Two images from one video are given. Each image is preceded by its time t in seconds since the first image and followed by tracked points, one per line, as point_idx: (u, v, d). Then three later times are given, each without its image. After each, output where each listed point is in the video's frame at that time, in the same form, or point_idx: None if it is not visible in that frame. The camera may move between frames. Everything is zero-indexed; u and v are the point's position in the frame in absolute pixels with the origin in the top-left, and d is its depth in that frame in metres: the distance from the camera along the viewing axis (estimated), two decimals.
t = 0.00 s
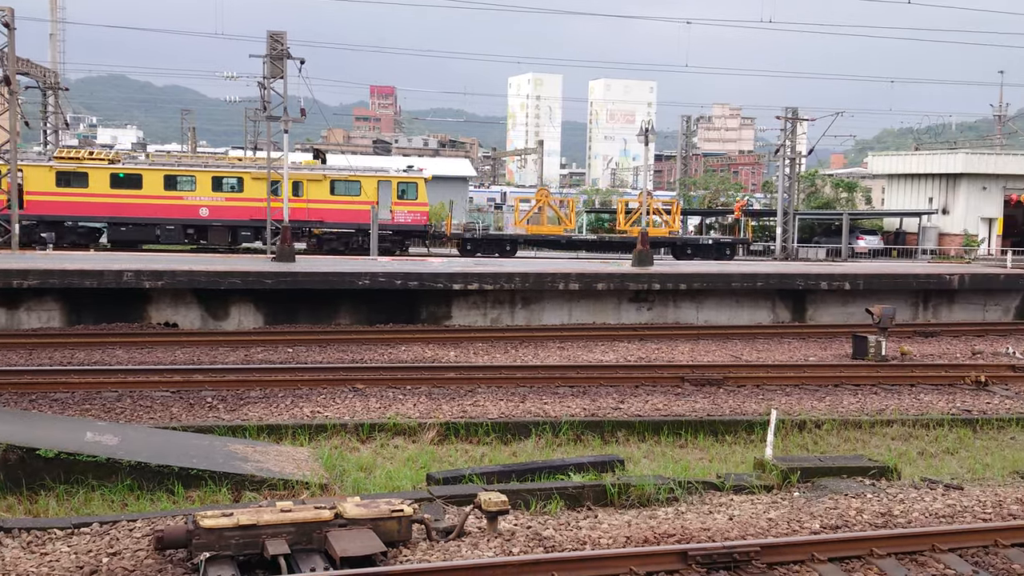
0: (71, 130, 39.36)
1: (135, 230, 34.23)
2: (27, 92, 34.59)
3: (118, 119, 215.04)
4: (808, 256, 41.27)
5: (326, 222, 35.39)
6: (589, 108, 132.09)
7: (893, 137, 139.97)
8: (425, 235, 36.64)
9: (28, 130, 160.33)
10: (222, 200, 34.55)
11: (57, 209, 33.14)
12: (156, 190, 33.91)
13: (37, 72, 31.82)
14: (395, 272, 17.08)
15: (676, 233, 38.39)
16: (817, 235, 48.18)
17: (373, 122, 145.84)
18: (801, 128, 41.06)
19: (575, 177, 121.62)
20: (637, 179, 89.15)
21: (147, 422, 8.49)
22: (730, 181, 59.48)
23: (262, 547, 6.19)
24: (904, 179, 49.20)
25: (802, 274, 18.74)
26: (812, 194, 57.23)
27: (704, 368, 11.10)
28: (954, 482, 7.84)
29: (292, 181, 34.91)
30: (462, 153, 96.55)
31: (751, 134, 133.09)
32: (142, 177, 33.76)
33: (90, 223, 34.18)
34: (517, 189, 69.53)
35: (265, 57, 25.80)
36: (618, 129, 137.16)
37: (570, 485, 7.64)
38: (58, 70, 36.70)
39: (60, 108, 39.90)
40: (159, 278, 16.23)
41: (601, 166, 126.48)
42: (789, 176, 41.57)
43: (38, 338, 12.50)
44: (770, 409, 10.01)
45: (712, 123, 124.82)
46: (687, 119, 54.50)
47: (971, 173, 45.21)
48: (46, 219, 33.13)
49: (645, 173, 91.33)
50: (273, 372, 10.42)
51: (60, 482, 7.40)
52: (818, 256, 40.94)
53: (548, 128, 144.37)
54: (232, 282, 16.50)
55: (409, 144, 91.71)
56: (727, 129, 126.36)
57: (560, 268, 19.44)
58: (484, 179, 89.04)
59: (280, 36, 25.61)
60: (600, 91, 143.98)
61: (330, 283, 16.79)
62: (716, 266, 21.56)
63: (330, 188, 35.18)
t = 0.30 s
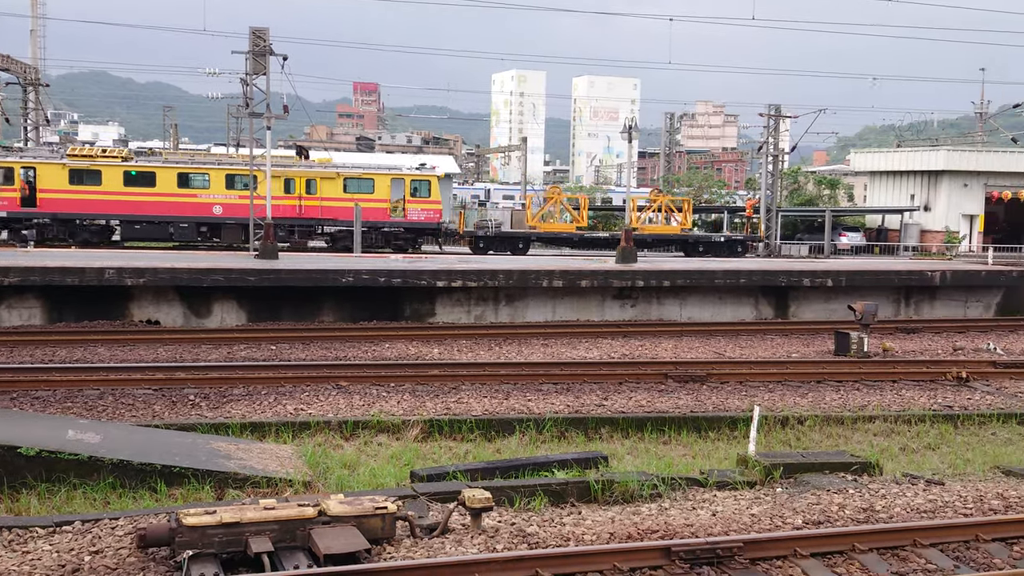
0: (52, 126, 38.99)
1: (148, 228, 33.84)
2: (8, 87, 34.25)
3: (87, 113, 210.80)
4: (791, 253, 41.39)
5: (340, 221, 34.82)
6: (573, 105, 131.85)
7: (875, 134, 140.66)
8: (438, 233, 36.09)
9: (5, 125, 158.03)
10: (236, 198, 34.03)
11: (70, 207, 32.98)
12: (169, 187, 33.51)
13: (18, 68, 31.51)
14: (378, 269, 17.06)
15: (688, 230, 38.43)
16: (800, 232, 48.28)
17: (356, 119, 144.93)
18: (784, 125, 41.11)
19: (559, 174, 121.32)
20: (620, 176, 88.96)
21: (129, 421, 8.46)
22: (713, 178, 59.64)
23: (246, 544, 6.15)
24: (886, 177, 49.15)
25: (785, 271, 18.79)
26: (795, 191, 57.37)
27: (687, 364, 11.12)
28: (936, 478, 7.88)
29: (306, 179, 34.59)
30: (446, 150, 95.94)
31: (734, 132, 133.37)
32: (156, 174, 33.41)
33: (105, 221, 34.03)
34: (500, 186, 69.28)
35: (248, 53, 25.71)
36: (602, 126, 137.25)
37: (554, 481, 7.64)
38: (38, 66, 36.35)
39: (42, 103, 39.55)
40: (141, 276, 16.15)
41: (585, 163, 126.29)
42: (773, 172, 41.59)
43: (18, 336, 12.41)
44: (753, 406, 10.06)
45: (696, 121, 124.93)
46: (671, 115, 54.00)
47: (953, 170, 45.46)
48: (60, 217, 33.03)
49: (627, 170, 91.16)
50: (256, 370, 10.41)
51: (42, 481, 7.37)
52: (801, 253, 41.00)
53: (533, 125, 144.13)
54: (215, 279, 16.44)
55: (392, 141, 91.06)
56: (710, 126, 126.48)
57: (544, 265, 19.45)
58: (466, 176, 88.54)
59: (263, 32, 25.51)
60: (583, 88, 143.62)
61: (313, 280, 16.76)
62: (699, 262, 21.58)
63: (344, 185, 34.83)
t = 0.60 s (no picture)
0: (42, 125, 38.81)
1: (171, 226, 33.45)
2: None
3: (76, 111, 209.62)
4: (782, 250, 41.46)
5: (360, 219, 34.54)
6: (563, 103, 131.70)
7: (865, 131, 140.97)
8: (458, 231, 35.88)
9: None
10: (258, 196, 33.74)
11: (94, 206, 32.72)
12: (192, 185, 33.16)
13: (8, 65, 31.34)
14: (370, 266, 17.06)
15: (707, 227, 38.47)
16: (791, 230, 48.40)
17: (347, 116, 144.28)
18: (775, 123, 41.16)
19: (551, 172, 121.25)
20: (611, 173, 88.84)
21: (120, 418, 8.44)
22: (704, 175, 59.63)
23: (237, 542, 6.14)
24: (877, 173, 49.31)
25: (777, 267, 18.85)
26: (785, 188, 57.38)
27: (679, 361, 11.14)
28: (927, 474, 7.90)
29: (327, 177, 34.05)
30: (436, 148, 95.57)
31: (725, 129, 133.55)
32: (179, 173, 33.04)
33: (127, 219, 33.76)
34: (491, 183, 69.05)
35: (239, 51, 25.65)
36: (593, 124, 137.20)
37: (546, 479, 7.64)
38: (28, 64, 36.17)
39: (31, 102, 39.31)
40: (132, 273, 16.13)
41: (576, 160, 126.19)
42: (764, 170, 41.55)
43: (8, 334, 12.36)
44: (745, 402, 10.08)
45: (687, 118, 125.01)
46: (662, 112, 53.71)
47: (943, 168, 45.55)
48: (84, 215, 32.77)
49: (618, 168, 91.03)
50: (247, 367, 10.41)
51: (32, 479, 7.34)
52: (792, 250, 41.07)
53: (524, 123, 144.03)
54: (206, 276, 16.42)
55: (382, 138, 90.64)
56: (701, 123, 126.59)
57: (535, 262, 19.47)
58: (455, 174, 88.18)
59: (254, 29, 25.45)
60: (573, 86, 143.46)
61: (304, 277, 16.74)
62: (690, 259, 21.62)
63: (365, 183, 34.39)
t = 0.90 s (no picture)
0: (36, 123, 38.66)
1: (198, 226, 33.54)
2: None
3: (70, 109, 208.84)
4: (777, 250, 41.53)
5: (385, 218, 34.45)
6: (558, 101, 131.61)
7: (860, 130, 141.27)
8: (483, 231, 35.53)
9: None
10: (284, 195, 33.81)
11: (121, 205, 32.83)
12: (219, 185, 33.25)
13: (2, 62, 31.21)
14: (364, 265, 17.04)
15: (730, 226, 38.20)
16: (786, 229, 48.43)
17: (342, 115, 143.90)
18: (770, 122, 41.15)
19: (546, 170, 121.13)
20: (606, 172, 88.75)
21: (114, 417, 8.43)
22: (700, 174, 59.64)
23: (232, 541, 6.13)
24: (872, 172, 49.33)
25: (771, 266, 18.84)
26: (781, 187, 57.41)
27: (673, 360, 11.14)
28: (921, 472, 7.91)
29: (352, 177, 34.06)
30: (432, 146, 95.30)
31: (719, 129, 133.59)
32: (205, 173, 33.15)
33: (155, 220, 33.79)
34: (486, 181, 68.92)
35: (234, 49, 25.61)
36: (588, 123, 137.05)
37: (541, 477, 7.64)
38: (21, 62, 36.03)
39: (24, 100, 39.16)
40: (126, 272, 16.10)
41: (571, 159, 126.02)
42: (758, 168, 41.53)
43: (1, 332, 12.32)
44: (740, 400, 10.09)
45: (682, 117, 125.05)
46: (658, 110, 53.65)
47: (937, 167, 45.65)
48: (110, 215, 32.87)
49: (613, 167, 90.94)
50: (242, 366, 10.41)
51: (27, 478, 7.33)
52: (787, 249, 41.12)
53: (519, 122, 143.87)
54: (200, 275, 16.39)
55: (377, 136, 90.32)
56: (696, 123, 126.60)
57: (530, 261, 19.45)
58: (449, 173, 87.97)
59: (249, 28, 25.40)
60: (568, 85, 143.36)
61: (299, 276, 16.72)
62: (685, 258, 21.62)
63: (390, 183, 34.34)
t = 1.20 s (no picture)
0: (25, 122, 38.42)
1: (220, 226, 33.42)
2: None
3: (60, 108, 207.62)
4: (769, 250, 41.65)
5: (408, 219, 34.30)
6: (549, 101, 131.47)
7: (851, 130, 141.76)
8: (505, 231, 35.36)
9: None
10: (306, 196, 33.69)
11: (143, 206, 32.73)
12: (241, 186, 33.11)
13: None
14: (356, 265, 17.01)
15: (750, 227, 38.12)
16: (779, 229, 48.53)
17: (333, 114, 143.48)
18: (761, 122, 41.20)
19: (539, 170, 121.10)
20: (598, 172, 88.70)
21: (104, 417, 8.40)
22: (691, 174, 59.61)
23: (223, 541, 6.11)
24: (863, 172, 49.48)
25: (762, 266, 18.87)
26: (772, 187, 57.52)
27: (665, 360, 11.16)
28: (911, 472, 7.93)
29: (374, 177, 33.96)
30: (424, 146, 95.08)
31: (711, 129, 133.82)
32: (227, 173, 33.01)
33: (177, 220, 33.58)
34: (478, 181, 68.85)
35: (225, 48, 25.53)
36: (580, 123, 137.01)
37: (532, 477, 7.64)
38: (11, 60, 35.81)
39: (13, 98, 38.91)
40: (117, 272, 16.05)
41: (564, 159, 126.01)
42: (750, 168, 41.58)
43: None
44: (731, 400, 10.12)
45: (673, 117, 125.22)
46: (649, 110, 53.61)
47: (928, 167, 45.82)
48: (131, 215, 32.77)
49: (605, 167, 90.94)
50: (233, 366, 10.39)
51: (17, 478, 7.30)
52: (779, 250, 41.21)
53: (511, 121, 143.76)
54: (191, 274, 16.34)
55: (369, 135, 90.03)
56: (688, 123, 126.78)
57: (522, 261, 19.45)
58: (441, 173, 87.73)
59: (240, 27, 25.34)
60: (559, 84, 143.25)
61: (290, 276, 16.68)
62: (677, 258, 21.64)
63: (413, 183, 34.19)
